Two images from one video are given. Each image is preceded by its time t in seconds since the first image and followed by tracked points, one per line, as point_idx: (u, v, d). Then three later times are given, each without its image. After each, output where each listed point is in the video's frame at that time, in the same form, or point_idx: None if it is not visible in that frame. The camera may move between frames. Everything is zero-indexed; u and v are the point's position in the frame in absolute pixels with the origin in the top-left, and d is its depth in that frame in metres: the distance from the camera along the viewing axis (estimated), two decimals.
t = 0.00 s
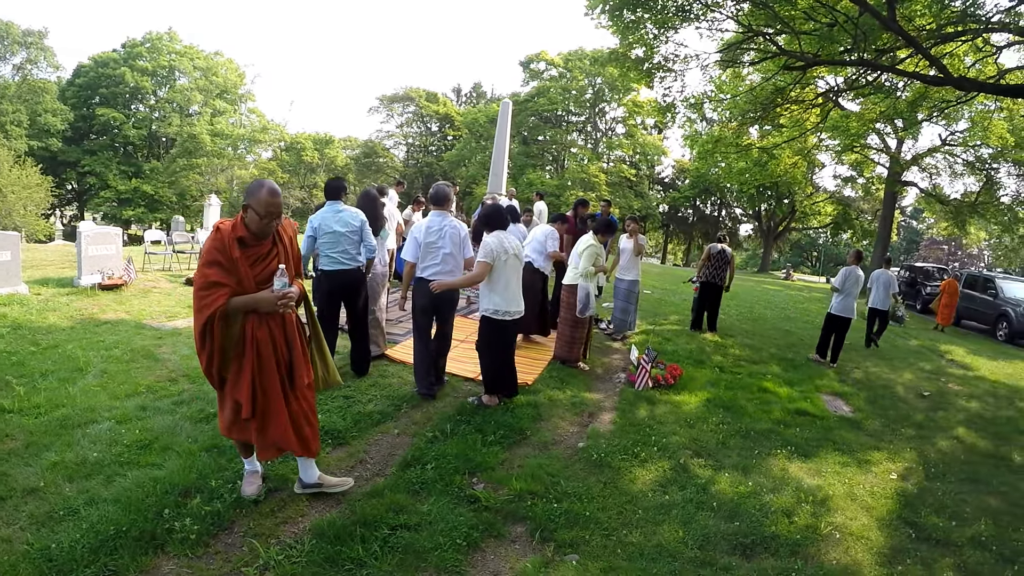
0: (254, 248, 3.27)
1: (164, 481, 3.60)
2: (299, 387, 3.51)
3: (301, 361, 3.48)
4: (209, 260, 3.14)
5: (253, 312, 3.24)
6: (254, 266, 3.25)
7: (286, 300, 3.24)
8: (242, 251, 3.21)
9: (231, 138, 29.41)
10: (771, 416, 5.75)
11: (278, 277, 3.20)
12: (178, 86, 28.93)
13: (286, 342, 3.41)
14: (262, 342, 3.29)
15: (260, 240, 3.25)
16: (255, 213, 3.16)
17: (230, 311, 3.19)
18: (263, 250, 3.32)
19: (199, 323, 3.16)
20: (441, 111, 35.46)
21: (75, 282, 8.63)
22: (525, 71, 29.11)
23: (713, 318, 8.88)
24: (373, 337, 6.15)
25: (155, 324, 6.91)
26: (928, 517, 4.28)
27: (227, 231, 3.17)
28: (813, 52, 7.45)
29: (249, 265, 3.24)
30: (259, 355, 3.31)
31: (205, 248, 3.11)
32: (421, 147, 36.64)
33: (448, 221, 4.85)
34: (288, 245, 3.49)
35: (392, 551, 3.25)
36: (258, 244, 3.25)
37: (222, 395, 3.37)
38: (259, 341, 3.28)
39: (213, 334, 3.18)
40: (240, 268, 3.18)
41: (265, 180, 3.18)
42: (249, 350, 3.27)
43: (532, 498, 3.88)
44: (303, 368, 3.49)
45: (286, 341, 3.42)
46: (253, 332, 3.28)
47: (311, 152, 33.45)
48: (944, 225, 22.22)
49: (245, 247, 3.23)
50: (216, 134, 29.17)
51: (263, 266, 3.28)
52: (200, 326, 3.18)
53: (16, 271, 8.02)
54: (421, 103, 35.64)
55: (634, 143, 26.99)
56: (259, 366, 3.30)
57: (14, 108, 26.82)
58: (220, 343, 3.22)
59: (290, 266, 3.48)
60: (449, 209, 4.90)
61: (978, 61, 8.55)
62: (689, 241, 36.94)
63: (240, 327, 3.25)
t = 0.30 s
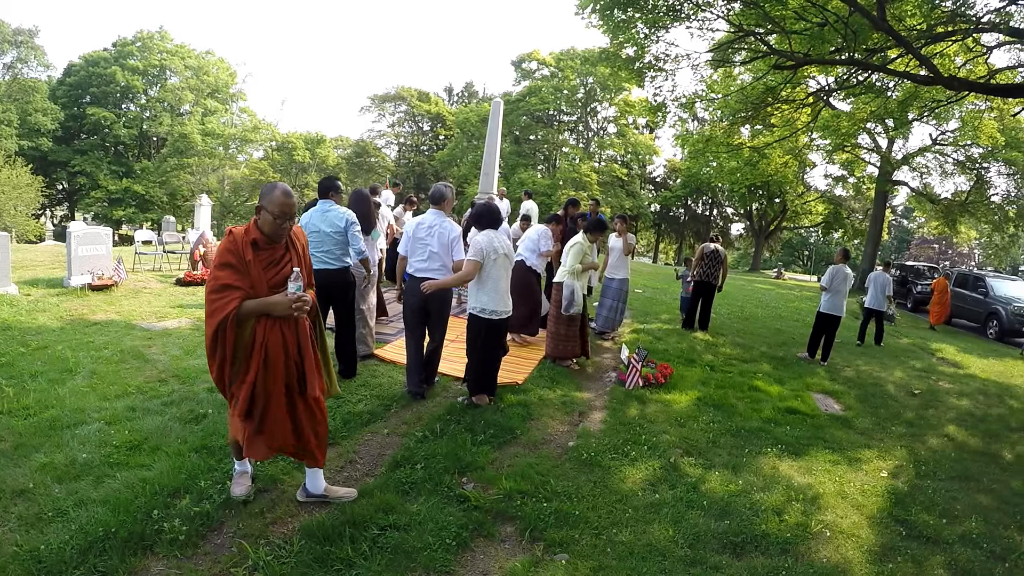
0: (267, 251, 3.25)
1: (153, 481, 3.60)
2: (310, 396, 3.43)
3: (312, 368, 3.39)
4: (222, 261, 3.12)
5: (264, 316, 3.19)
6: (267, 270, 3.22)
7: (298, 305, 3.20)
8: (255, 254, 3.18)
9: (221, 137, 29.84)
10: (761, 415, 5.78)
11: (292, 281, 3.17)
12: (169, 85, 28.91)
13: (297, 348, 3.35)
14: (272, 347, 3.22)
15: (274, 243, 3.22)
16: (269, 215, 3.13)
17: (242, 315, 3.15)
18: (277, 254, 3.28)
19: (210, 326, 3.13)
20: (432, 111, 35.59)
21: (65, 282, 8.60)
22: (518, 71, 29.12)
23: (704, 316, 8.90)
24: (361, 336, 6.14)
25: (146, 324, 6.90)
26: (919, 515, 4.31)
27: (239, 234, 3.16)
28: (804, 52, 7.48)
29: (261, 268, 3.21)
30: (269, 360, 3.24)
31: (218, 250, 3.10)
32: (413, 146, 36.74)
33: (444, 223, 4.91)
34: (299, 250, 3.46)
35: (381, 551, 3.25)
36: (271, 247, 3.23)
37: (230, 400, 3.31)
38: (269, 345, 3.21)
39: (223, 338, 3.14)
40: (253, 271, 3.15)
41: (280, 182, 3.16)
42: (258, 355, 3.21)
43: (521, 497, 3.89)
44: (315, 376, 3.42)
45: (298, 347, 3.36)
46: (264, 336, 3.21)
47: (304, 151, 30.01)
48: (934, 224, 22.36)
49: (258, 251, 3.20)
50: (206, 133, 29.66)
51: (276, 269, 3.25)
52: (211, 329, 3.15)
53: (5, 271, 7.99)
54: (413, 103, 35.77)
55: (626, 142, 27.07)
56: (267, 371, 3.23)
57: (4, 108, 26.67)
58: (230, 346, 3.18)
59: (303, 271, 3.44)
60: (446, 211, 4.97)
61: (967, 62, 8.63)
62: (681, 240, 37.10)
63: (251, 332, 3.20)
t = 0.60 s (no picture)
0: (296, 249, 3.18)
1: (142, 482, 3.59)
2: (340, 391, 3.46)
3: (344, 362, 3.44)
4: (257, 261, 2.99)
5: (304, 314, 3.15)
6: (300, 268, 3.17)
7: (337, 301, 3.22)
8: (288, 252, 3.11)
9: (213, 138, 29.29)
10: (752, 413, 5.80)
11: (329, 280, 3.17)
12: (160, 84, 28.88)
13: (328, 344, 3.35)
14: (313, 346, 3.20)
15: (303, 240, 3.17)
16: (306, 211, 3.07)
17: (283, 317, 3.05)
18: (304, 251, 3.23)
19: (249, 330, 2.98)
20: (424, 110, 35.67)
21: (54, 283, 8.57)
22: (510, 70, 29.11)
23: (696, 315, 8.92)
24: (352, 333, 6.16)
25: (136, 325, 6.89)
26: (909, 513, 4.34)
27: (271, 232, 3.05)
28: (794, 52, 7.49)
29: (294, 266, 3.15)
30: (308, 358, 3.21)
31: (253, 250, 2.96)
32: (405, 146, 36.81)
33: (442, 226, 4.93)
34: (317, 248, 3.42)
35: (370, 551, 3.26)
36: (302, 244, 3.17)
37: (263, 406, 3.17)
38: (309, 344, 3.18)
39: (264, 340, 3.03)
40: (289, 271, 3.08)
41: (315, 179, 3.12)
42: (299, 356, 3.16)
43: (511, 496, 3.90)
44: (346, 370, 3.46)
45: (328, 343, 3.36)
46: (302, 335, 3.16)
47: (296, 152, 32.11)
48: (925, 223, 22.47)
49: (288, 248, 3.12)
50: (197, 133, 28.97)
51: (307, 267, 3.21)
52: (247, 333, 3.00)
53: None
54: (405, 102, 35.83)
55: (618, 142, 27.11)
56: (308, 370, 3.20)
57: None
58: (270, 349, 3.07)
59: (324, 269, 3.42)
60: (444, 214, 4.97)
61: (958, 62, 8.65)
62: (672, 240, 37.21)
63: (289, 333, 3.12)
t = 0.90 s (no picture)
0: (305, 249, 3.09)
1: (132, 483, 3.59)
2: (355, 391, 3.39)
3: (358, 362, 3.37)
4: (270, 261, 2.88)
5: (319, 315, 3.05)
6: (311, 267, 3.09)
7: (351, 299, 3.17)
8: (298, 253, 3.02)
9: (204, 137, 30.00)
10: (743, 412, 5.82)
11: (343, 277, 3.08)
12: (152, 83, 28.87)
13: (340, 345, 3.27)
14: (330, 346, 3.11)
15: (312, 238, 3.10)
16: (314, 208, 3.01)
17: (302, 318, 2.96)
18: (312, 251, 3.14)
19: (268, 334, 2.85)
20: (417, 110, 35.73)
21: (45, 283, 8.53)
22: (502, 70, 29.11)
23: (688, 315, 8.94)
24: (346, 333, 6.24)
25: (127, 325, 6.87)
26: (900, 510, 4.37)
27: (280, 231, 2.96)
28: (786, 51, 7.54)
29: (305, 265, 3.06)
30: (327, 359, 3.12)
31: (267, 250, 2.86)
32: (397, 145, 36.89)
33: (425, 223, 5.00)
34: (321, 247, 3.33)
35: (361, 551, 3.26)
36: (312, 243, 3.10)
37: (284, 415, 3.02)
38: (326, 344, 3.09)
39: (285, 343, 2.90)
40: (303, 271, 3.00)
41: (321, 175, 3.06)
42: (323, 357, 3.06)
43: (501, 496, 3.91)
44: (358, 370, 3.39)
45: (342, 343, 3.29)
46: (320, 335, 3.07)
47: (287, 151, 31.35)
48: (916, 223, 22.58)
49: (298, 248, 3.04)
50: (189, 133, 29.74)
51: (317, 266, 3.13)
52: (266, 337, 2.86)
53: None
54: (398, 102, 35.89)
55: (610, 142, 27.17)
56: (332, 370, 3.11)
57: None
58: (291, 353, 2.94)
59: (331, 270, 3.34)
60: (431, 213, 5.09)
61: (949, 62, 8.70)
62: (665, 239, 37.30)
63: (309, 334, 3.02)
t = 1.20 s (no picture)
0: (317, 258, 2.98)
1: (124, 484, 3.59)
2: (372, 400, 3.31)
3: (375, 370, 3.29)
4: (286, 276, 2.76)
5: (339, 326, 2.97)
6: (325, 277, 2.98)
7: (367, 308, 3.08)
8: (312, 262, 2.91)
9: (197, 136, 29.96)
10: (735, 411, 5.85)
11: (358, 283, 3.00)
12: (145, 83, 28.81)
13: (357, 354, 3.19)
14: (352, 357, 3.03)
15: (324, 247, 2.98)
16: (324, 215, 2.90)
17: (321, 330, 2.85)
18: (324, 259, 3.03)
19: (290, 351, 2.76)
20: (410, 109, 35.76)
21: (37, 283, 8.50)
22: (495, 69, 29.09)
23: (680, 315, 8.97)
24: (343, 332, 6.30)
25: (119, 325, 6.86)
26: (892, 509, 4.39)
27: (292, 242, 2.84)
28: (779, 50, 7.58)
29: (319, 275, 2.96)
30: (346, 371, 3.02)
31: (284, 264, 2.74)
32: (390, 145, 37.07)
33: (407, 222, 4.96)
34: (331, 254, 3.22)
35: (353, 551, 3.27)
36: (324, 252, 3.00)
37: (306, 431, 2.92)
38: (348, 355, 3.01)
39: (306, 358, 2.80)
40: (320, 281, 2.89)
41: (331, 180, 2.96)
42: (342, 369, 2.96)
43: (493, 496, 3.93)
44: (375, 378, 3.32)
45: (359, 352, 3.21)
46: (340, 345, 2.98)
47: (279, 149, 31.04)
48: (908, 222, 22.66)
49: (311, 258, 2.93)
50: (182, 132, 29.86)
51: (332, 274, 3.03)
52: (289, 355, 2.77)
53: None
54: (390, 101, 35.96)
55: (603, 141, 27.17)
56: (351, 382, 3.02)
57: None
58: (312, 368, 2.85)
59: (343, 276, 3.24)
60: (417, 212, 5.02)
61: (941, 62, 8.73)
62: (658, 239, 37.37)
63: (328, 347, 2.93)
